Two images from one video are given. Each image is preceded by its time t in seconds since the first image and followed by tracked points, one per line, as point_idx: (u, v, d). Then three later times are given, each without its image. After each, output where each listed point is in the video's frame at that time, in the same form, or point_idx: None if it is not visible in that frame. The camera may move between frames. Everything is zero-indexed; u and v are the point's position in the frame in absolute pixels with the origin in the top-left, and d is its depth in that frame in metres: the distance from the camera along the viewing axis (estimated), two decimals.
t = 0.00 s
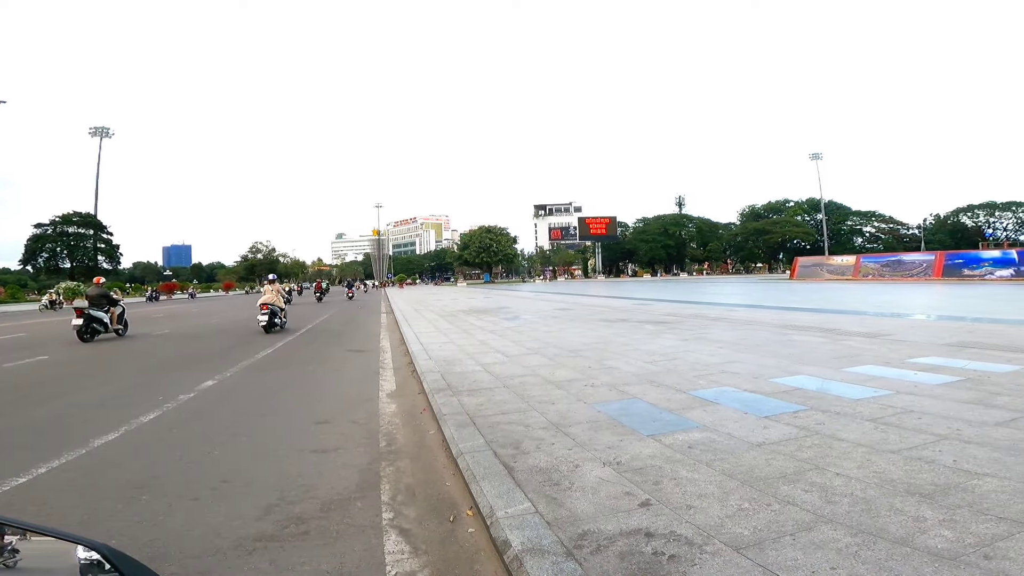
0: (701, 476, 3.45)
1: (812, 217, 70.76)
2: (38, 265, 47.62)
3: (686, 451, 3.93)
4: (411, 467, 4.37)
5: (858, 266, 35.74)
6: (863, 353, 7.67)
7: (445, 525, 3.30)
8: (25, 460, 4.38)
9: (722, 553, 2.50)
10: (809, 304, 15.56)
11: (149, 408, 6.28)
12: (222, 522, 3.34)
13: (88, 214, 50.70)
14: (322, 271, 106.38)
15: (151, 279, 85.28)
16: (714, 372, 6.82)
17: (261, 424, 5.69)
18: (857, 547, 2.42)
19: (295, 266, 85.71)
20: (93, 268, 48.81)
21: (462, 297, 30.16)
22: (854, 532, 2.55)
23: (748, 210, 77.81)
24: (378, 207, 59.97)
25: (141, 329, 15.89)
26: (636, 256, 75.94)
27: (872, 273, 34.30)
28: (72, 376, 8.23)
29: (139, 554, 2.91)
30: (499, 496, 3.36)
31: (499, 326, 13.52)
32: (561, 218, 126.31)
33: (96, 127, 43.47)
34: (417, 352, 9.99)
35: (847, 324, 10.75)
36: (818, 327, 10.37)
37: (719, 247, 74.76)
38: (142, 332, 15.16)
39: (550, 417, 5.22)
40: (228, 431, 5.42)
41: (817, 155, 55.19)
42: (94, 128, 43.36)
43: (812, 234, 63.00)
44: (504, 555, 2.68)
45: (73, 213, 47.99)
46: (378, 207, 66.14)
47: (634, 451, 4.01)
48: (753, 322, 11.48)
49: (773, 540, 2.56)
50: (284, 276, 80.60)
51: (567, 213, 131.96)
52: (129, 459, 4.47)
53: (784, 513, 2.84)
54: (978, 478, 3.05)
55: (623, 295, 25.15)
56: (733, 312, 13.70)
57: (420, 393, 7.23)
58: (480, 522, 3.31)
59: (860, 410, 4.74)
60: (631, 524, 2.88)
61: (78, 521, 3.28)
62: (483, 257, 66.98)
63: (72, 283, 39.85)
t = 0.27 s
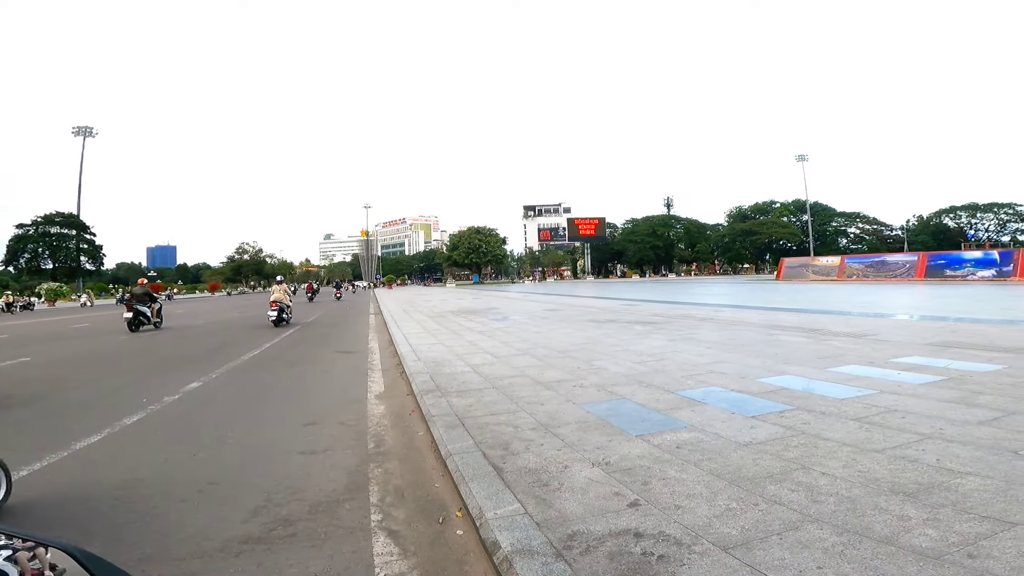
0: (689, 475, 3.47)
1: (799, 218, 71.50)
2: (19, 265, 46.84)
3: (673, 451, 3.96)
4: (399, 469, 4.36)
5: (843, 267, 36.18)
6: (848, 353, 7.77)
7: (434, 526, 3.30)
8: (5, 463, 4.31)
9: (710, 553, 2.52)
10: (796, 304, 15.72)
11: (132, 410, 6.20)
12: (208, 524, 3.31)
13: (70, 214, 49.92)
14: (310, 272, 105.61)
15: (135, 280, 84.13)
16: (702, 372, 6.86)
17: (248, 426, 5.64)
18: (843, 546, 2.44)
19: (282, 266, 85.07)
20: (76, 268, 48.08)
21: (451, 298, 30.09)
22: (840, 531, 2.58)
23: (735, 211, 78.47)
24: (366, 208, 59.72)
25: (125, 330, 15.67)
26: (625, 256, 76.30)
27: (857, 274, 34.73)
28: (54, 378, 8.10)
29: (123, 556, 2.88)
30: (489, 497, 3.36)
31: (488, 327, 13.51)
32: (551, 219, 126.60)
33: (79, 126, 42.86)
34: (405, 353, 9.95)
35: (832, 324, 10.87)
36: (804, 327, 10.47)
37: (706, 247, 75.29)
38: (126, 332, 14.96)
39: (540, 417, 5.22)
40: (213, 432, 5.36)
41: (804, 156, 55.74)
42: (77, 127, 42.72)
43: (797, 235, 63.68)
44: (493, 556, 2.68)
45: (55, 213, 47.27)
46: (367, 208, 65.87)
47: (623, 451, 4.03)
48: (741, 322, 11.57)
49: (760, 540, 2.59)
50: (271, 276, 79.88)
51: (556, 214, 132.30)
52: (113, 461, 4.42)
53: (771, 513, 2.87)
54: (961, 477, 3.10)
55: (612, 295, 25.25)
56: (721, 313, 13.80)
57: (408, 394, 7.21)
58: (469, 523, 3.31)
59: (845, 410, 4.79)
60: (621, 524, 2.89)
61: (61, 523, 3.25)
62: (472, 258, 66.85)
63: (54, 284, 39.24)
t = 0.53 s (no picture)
0: (677, 478, 3.49)
1: (784, 222, 72.29)
2: None
3: (662, 454, 3.98)
4: (388, 474, 4.34)
5: (828, 270, 36.61)
6: (833, 355, 7.86)
7: (423, 531, 3.29)
8: None
9: (698, 555, 2.53)
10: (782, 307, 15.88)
11: (116, 416, 6.11)
12: (193, 530, 3.27)
13: (52, 218, 49.16)
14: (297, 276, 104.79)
15: (118, 285, 82.96)
16: (690, 375, 6.91)
17: (234, 432, 5.58)
18: (829, 548, 2.47)
19: (269, 270, 84.40)
20: (58, 273, 47.34)
21: (440, 302, 30.01)
22: (826, 532, 2.61)
23: (722, 215, 79.16)
24: (354, 212, 59.43)
25: (109, 335, 15.45)
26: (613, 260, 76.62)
27: (841, 276, 35.16)
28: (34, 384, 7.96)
29: (106, 564, 2.84)
30: (478, 502, 3.36)
31: (477, 332, 13.49)
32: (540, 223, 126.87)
33: (62, 129, 42.36)
34: (394, 358, 9.91)
35: (817, 326, 10.99)
36: (790, 330, 10.58)
37: (694, 251, 75.81)
38: (109, 338, 14.75)
39: (529, 421, 5.22)
40: (199, 438, 5.31)
41: (789, 160, 56.40)
42: (61, 131, 42.18)
43: (783, 238, 64.37)
44: (483, 561, 2.68)
45: (37, 217, 46.57)
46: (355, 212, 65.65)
47: (612, 454, 4.05)
48: (728, 325, 11.67)
49: (748, 542, 2.61)
50: (258, 281, 79.16)
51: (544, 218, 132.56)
52: (96, 467, 4.35)
53: (759, 514, 2.90)
54: (944, 478, 3.14)
55: (601, 299, 25.35)
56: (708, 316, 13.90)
57: (397, 399, 7.18)
58: (459, 527, 3.30)
59: (830, 412, 4.85)
60: (610, 527, 2.90)
61: (42, 531, 3.20)
62: (462, 263, 66.74)
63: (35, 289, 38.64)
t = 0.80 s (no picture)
0: (665, 479, 3.51)
1: (774, 224, 72.87)
2: None
3: (651, 455, 4.00)
4: (377, 474, 4.33)
5: (816, 273, 36.95)
6: (820, 357, 7.95)
7: (412, 531, 3.29)
8: None
9: (686, 556, 2.55)
10: (770, 309, 16.00)
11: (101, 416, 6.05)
12: (178, 530, 3.25)
13: (38, 215, 48.48)
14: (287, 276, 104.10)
15: (105, 283, 81.99)
16: (679, 376, 6.95)
17: (219, 432, 5.53)
18: (814, 548, 2.49)
19: (259, 270, 83.72)
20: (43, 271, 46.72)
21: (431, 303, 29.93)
22: (810, 533, 2.64)
23: (713, 217, 79.65)
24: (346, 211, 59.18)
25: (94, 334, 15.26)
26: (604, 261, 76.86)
27: (829, 279, 35.51)
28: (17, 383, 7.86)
29: (88, 564, 2.81)
30: (467, 502, 3.36)
31: (468, 333, 13.46)
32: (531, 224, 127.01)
33: (49, 126, 41.85)
34: (384, 358, 9.87)
35: (805, 329, 11.09)
36: (778, 332, 10.68)
37: (684, 253, 76.20)
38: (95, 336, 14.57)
39: (519, 422, 5.23)
40: (185, 438, 5.26)
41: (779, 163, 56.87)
42: (48, 128, 41.66)
43: (773, 241, 64.89)
44: (471, 561, 2.68)
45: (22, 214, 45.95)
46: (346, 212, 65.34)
47: (601, 455, 4.07)
48: (717, 327, 11.74)
49: (735, 542, 2.63)
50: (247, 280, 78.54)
51: (536, 219, 132.75)
52: (80, 467, 4.31)
53: (745, 515, 2.92)
54: (927, 479, 3.19)
55: (592, 300, 25.42)
56: (697, 318, 13.99)
57: (387, 399, 7.16)
58: (447, 528, 3.31)
59: (817, 414, 4.90)
60: (598, 527, 2.92)
61: (25, 531, 3.16)
62: (453, 263, 66.60)
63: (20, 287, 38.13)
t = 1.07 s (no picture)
0: (660, 480, 3.52)
1: (771, 227, 73.08)
2: None
3: (645, 456, 4.01)
4: (372, 473, 4.32)
5: (812, 275, 37.08)
6: (815, 359, 7.98)
7: (406, 530, 3.29)
8: None
9: (679, 557, 2.56)
10: (766, 311, 16.04)
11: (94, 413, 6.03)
12: (171, 528, 3.24)
13: (33, 212, 48.25)
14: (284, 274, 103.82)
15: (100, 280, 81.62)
16: (674, 378, 6.97)
17: (214, 430, 5.52)
18: (807, 550, 2.50)
19: (255, 268, 83.50)
20: (38, 268, 46.47)
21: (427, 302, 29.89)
22: (803, 535, 2.65)
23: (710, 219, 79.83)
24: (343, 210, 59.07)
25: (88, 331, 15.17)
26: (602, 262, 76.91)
27: (825, 282, 35.63)
28: (10, 380, 7.81)
29: (80, 561, 2.80)
30: (461, 501, 3.37)
31: (464, 332, 13.45)
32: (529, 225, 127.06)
33: (46, 123, 41.67)
34: (379, 358, 9.86)
35: (800, 331, 11.13)
36: (773, 334, 10.71)
37: (682, 255, 76.32)
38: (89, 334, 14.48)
39: (514, 422, 5.24)
40: (179, 436, 5.25)
41: (776, 165, 57.03)
42: (45, 124, 41.46)
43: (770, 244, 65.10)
44: (465, 560, 2.68)
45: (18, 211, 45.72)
46: (343, 210, 65.23)
47: (596, 455, 4.08)
48: (713, 329, 11.77)
49: (728, 544, 2.64)
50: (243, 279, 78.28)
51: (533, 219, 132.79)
52: (72, 465, 4.29)
53: (738, 517, 2.93)
54: (919, 481, 3.21)
55: (589, 301, 25.43)
56: (693, 319, 14.01)
57: (382, 398, 7.15)
58: (442, 527, 3.31)
59: (811, 416, 4.92)
60: (592, 528, 2.93)
61: (16, 528, 3.15)
62: (450, 263, 66.52)
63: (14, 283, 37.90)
